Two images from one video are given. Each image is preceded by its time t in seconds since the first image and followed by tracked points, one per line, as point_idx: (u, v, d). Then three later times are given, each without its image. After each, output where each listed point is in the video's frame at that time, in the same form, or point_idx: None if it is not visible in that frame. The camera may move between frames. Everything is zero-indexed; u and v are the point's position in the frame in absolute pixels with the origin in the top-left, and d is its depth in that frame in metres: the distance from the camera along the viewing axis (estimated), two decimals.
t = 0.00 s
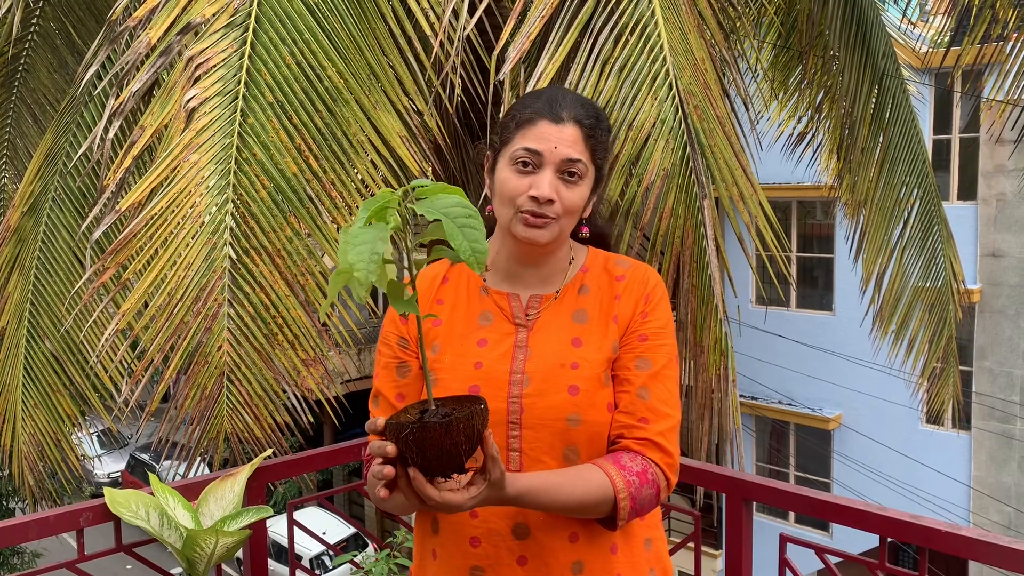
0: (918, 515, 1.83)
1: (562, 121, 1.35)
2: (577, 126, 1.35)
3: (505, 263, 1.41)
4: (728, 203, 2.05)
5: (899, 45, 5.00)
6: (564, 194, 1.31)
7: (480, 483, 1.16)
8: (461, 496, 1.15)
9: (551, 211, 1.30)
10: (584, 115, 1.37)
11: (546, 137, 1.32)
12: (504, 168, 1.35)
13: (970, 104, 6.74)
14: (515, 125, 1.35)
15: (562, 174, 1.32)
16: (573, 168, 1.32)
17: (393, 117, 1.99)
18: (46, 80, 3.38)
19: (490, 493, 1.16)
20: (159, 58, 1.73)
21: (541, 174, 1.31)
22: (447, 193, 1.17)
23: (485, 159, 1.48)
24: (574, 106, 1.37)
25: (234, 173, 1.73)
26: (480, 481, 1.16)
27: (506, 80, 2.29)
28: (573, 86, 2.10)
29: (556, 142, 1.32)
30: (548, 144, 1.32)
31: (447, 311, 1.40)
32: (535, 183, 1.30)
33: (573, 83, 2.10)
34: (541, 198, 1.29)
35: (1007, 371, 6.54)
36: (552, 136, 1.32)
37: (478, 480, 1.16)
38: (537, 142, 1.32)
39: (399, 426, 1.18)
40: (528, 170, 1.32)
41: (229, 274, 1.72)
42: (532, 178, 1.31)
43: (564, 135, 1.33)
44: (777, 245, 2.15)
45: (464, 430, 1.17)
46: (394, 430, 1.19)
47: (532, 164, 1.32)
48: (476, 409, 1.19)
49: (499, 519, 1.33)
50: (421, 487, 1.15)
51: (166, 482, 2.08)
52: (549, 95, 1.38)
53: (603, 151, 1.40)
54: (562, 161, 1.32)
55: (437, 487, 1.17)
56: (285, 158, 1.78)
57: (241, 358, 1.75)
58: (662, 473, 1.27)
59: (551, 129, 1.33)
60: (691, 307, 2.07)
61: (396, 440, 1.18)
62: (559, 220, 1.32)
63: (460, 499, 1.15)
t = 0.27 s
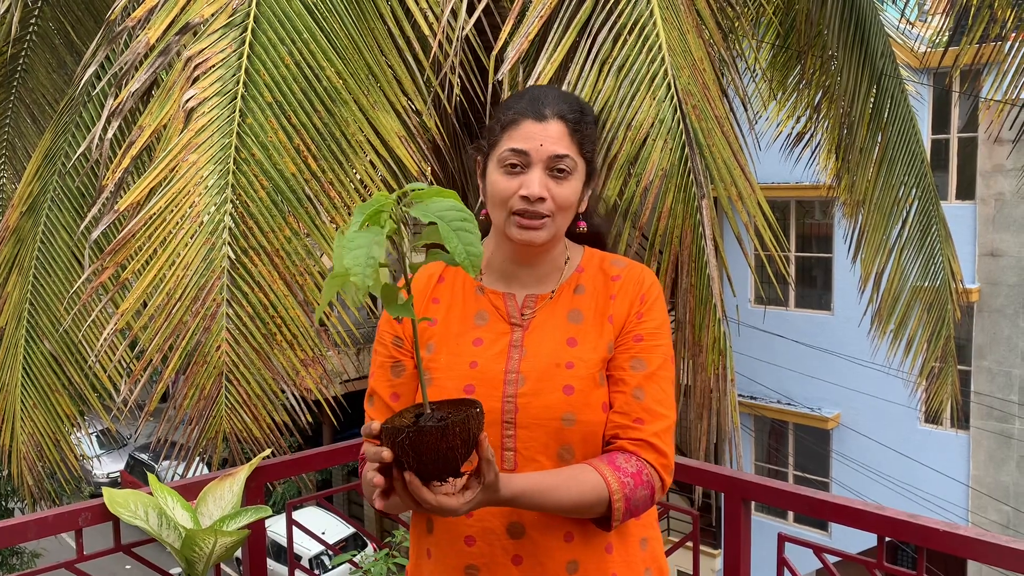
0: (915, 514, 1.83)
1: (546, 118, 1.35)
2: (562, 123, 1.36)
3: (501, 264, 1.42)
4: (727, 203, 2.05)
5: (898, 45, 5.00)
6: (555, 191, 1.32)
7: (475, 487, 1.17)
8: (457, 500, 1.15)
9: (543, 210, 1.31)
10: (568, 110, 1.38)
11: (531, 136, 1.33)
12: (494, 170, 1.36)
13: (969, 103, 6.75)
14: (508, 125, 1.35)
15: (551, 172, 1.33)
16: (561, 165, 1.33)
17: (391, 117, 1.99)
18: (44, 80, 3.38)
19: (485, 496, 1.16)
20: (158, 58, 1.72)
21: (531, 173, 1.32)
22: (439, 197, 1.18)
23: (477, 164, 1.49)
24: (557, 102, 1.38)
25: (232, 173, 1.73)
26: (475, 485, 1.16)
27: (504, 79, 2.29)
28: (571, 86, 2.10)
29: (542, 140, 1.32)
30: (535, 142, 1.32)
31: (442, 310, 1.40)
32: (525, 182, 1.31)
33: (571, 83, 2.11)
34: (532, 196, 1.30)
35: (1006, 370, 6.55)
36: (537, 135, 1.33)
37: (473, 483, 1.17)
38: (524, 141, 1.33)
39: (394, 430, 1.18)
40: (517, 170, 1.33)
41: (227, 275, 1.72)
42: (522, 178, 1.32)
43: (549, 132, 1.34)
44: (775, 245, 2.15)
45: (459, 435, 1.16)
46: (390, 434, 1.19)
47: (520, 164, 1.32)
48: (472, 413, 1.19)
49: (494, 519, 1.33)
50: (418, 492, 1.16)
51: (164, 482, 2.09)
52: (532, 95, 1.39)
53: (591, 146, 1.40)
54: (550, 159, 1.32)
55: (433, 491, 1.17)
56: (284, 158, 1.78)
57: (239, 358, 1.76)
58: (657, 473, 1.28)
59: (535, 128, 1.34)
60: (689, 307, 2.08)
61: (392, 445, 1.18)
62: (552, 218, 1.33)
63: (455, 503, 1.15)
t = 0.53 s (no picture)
0: (914, 514, 1.83)
1: (512, 116, 1.35)
2: (530, 119, 1.35)
3: (494, 266, 1.43)
4: (725, 203, 2.04)
5: (897, 45, 5.00)
6: (537, 186, 1.32)
7: (469, 490, 1.16)
8: (450, 503, 1.16)
9: (528, 207, 1.32)
10: (534, 103, 1.37)
11: (500, 139, 1.33)
12: (473, 178, 1.36)
13: (967, 104, 6.76)
14: (487, 129, 1.35)
15: (529, 169, 1.33)
16: (538, 160, 1.33)
17: (390, 118, 1.99)
18: (43, 80, 3.37)
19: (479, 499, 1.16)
20: (157, 58, 1.73)
21: (510, 174, 1.32)
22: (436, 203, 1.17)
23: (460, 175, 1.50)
24: (521, 98, 1.37)
25: (230, 174, 1.73)
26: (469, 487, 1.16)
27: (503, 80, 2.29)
28: (569, 88, 2.11)
29: (513, 140, 1.33)
30: (506, 143, 1.32)
31: (437, 312, 1.41)
32: (505, 184, 1.32)
33: (569, 84, 2.11)
34: (516, 196, 1.30)
35: (1004, 370, 6.55)
36: (507, 136, 1.33)
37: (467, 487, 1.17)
38: (496, 145, 1.33)
39: (389, 435, 1.18)
40: (495, 175, 1.34)
41: (225, 276, 1.72)
42: (502, 180, 1.33)
43: (518, 131, 1.33)
44: (774, 244, 2.15)
45: (453, 440, 1.15)
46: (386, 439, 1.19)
47: (496, 168, 1.33)
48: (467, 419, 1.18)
49: (490, 520, 1.33)
50: (411, 494, 1.17)
51: (162, 482, 2.08)
52: (497, 97, 1.37)
53: (562, 135, 1.40)
54: (526, 156, 1.32)
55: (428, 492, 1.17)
56: (282, 158, 1.78)
57: (237, 359, 1.75)
58: (654, 472, 1.28)
59: (503, 129, 1.34)
60: (687, 308, 2.08)
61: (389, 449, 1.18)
62: (539, 214, 1.33)
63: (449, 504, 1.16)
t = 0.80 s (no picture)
0: (911, 514, 1.83)
1: (505, 119, 1.35)
2: (522, 124, 1.35)
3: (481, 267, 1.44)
4: (723, 205, 2.05)
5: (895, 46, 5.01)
6: (517, 191, 1.33)
7: (468, 495, 1.16)
8: (446, 508, 1.16)
9: (506, 210, 1.32)
10: (530, 109, 1.37)
11: (491, 139, 1.34)
12: (461, 176, 1.39)
13: (966, 104, 6.76)
14: (490, 127, 1.35)
15: (514, 172, 1.34)
16: (523, 165, 1.34)
17: (388, 119, 1.99)
18: (42, 81, 3.37)
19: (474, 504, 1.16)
20: (155, 59, 1.73)
21: (492, 175, 1.34)
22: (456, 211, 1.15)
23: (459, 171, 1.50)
24: (518, 102, 1.38)
25: (228, 175, 1.73)
26: (467, 492, 1.16)
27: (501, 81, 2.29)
28: (567, 90, 2.11)
29: (500, 142, 1.34)
30: (493, 144, 1.34)
31: (429, 316, 1.41)
32: (486, 185, 1.33)
33: (567, 86, 2.11)
34: (493, 199, 1.31)
35: (1003, 371, 6.55)
36: (496, 137, 1.34)
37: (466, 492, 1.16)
38: (483, 145, 1.35)
39: (388, 441, 1.17)
40: (480, 173, 1.35)
41: (224, 277, 1.72)
42: (484, 181, 1.34)
43: (508, 134, 1.34)
44: (773, 246, 2.15)
45: (453, 450, 1.15)
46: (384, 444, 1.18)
47: (480, 167, 1.35)
48: (468, 428, 1.17)
49: (489, 523, 1.33)
50: (406, 498, 1.17)
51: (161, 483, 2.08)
52: (494, 99, 1.38)
53: (555, 143, 1.40)
54: (510, 159, 1.33)
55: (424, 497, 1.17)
56: (280, 160, 1.78)
57: (236, 360, 1.76)
58: (651, 468, 1.28)
59: (494, 131, 1.35)
60: (685, 309, 2.08)
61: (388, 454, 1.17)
62: (517, 218, 1.34)
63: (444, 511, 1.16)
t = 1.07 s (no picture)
0: (908, 515, 1.83)
1: (526, 120, 1.36)
2: (542, 126, 1.36)
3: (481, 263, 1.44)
4: (722, 205, 2.05)
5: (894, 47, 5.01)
6: (530, 194, 1.32)
7: (463, 493, 1.15)
8: (442, 507, 1.14)
9: (515, 212, 1.32)
10: (551, 113, 1.38)
11: (509, 137, 1.34)
12: (473, 170, 1.38)
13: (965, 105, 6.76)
14: (498, 126, 1.36)
15: (527, 174, 1.34)
16: (538, 169, 1.33)
17: (387, 120, 1.99)
18: (41, 83, 3.37)
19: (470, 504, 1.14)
20: (154, 59, 1.73)
21: (506, 174, 1.33)
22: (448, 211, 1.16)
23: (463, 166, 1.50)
24: (540, 105, 1.38)
25: (228, 176, 1.73)
26: (462, 491, 1.15)
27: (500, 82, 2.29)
28: (566, 90, 2.10)
29: (519, 142, 1.33)
30: (512, 144, 1.33)
31: (427, 315, 1.41)
32: (499, 183, 1.32)
33: (566, 86, 2.11)
34: (504, 198, 1.31)
35: (1002, 372, 6.55)
36: (516, 137, 1.34)
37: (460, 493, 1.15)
38: (501, 143, 1.34)
39: (382, 442, 1.18)
40: (493, 170, 1.34)
41: (223, 277, 1.72)
42: (497, 179, 1.33)
43: (528, 135, 1.34)
44: (772, 246, 2.15)
45: (446, 450, 1.15)
46: (377, 446, 1.19)
47: (496, 164, 1.34)
48: (461, 429, 1.17)
49: (485, 523, 1.33)
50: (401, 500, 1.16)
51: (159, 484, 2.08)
52: (516, 97, 1.39)
53: (571, 150, 1.40)
54: (526, 161, 1.33)
55: (420, 498, 1.16)
56: (279, 161, 1.78)
57: (235, 360, 1.76)
58: (648, 470, 1.28)
59: (514, 130, 1.35)
60: (684, 309, 2.08)
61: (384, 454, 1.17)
62: (525, 220, 1.34)
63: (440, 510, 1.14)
